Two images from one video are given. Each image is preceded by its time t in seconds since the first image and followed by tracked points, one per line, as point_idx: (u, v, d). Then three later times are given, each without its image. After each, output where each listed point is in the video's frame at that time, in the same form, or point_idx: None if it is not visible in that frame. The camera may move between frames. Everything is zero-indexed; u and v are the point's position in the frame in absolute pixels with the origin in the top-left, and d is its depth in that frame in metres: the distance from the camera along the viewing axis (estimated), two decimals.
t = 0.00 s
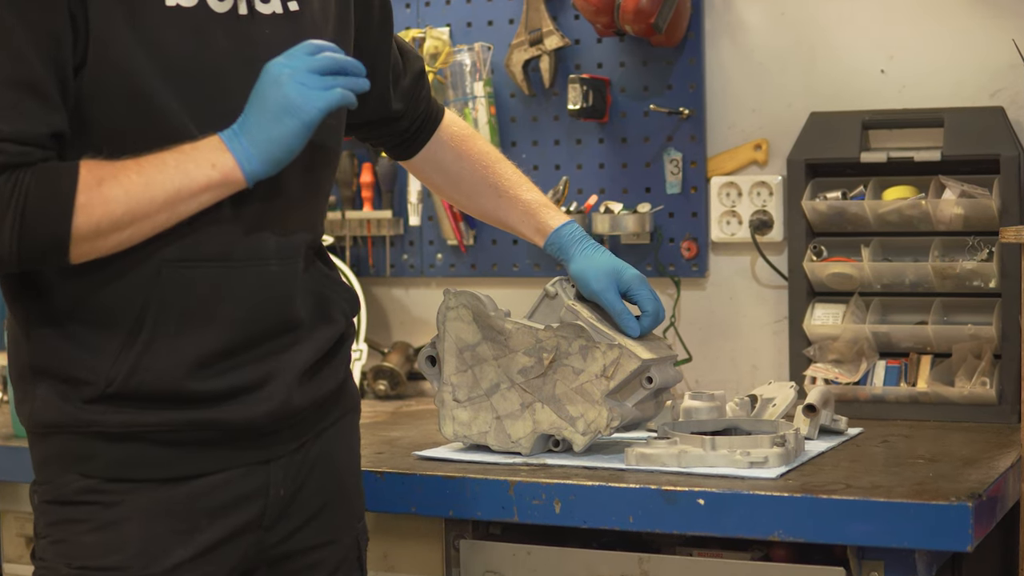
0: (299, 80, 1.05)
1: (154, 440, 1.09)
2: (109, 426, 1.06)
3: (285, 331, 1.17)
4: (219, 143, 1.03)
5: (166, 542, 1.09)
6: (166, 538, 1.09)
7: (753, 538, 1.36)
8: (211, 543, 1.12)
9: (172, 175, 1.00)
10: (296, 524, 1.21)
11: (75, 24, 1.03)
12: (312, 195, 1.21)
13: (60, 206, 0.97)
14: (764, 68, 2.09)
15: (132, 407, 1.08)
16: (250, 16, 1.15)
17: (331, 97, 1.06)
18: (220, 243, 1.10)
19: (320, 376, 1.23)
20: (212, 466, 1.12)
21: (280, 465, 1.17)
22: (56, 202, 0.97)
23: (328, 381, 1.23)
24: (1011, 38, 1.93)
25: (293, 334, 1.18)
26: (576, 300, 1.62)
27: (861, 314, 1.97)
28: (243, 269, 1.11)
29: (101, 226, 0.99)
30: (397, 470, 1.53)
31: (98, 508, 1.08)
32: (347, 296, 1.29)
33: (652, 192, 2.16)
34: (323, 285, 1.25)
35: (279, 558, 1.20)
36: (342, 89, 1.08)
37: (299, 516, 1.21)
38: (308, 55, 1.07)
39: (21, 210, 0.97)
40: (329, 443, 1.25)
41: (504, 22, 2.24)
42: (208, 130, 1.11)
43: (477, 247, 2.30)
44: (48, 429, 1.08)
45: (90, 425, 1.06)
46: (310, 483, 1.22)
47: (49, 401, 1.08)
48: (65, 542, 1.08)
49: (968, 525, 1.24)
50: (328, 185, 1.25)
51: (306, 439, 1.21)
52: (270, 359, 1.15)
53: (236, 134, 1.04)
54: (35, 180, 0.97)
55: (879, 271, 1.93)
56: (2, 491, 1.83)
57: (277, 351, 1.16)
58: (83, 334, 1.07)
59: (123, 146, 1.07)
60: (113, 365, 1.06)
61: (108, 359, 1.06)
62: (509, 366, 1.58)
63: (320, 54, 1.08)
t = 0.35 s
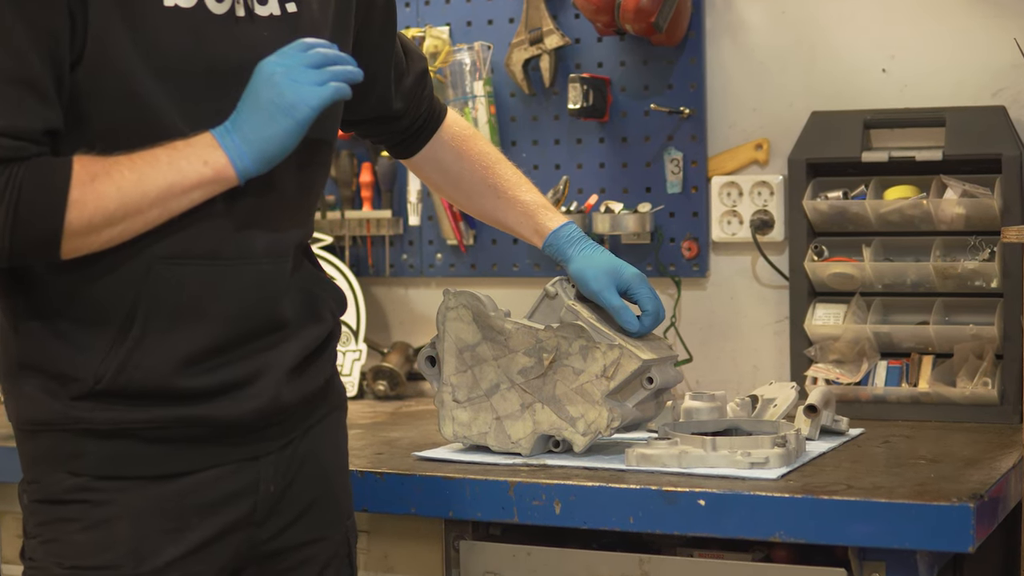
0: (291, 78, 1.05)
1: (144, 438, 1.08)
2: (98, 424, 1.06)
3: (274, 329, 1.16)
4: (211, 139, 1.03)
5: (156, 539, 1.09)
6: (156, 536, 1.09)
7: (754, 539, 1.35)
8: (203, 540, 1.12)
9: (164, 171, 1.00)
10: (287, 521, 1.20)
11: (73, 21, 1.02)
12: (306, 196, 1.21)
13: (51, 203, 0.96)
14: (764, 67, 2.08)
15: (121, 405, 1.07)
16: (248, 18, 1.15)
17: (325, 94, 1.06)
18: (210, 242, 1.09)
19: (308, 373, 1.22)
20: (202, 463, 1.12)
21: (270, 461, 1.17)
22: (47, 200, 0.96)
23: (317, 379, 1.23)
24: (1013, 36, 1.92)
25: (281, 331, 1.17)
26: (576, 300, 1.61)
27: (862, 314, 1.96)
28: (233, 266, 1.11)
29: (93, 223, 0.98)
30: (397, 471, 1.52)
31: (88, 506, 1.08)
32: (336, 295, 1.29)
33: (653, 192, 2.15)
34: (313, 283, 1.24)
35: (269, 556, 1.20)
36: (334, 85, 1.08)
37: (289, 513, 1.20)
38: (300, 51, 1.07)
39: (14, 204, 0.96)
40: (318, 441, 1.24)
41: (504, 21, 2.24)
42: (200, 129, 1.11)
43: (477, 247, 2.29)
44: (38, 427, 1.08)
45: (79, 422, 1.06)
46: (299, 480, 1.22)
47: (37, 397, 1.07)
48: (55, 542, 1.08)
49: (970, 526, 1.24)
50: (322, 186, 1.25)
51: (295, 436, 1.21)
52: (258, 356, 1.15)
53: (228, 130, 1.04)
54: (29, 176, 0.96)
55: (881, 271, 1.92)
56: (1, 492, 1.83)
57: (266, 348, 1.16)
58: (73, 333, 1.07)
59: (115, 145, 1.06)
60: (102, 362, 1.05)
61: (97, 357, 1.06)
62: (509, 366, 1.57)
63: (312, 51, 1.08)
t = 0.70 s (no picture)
0: (288, 74, 1.04)
1: (128, 434, 1.08)
2: (82, 419, 1.05)
3: (262, 328, 1.15)
4: (208, 135, 1.03)
5: (136, 535, 1.08)
6: (134, 533, 1.08)
7: (754, 540, 1.35)
8: (185, 537, 1.11)
9: (162, 168, 1.00)
10: (272, 523, 1.19)
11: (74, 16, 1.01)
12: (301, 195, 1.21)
13: (42, 196, 0.96)
14: (765, 66, 2.08)
15: (106, 398, 1.07)
16: (248, 16, 1.14)
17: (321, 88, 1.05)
18: (197, 240, 1.09)
19: (297, 374, 1.21)
20: (186, 460, 1.11)
21: (255, 460, 1.16)
22: (37, 193, 0.95)
23: (305, 379, 1.22)
24: (1015, 36, 1.92)
25: (269, 331, 1.17)
26: (576, 301, 1.61)
27: (863, 314, 1.96)
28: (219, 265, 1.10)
29: (89, 217, 0.98)
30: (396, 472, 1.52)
31: (68, 501, 1.07)
32: (326, 297, 1.28)
33: (653, 191, 2.14)
34: (302, 284, 1.24)
35: (253, 557, 1.19)
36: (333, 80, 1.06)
37: (276, 514, 1.20)
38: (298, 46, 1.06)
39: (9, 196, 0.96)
40: (307, 441, 1.24)
41: (504, 20, 2.23)
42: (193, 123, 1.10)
43: (476, 247, 2.29)
44: (25, 420, 1.08)
45: (63, 417, 1.06)
46: (286, 482, 1.21)
47: (24, 390, 1.07)
48: (33, 534, 1.08)
49: (972, 527, 1.23)
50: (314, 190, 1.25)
51: (282, 436, 1.20)
52: (244, 355, 1.14)
53: (225, 128, 1.04)
54: (25, 169, 0.95)
55: (882, 271, 1.91)
56: None
57: (254, 347, 1.15)
58: (62, 323, 1.06)
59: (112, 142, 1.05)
60: (88, 355, 1.05)
61: (84, 349, 1.05)
62: (509, 366, 1.57)
63: (310, 48, 1.06)
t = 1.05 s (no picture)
0: (324, 156, 1.12)
1: (126, 439, 1.07)
2: (80, 425, 1.05)
3: (261, 329, 1.14)
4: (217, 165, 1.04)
5: (136, 540, 1.08)
6: (135, 538, 1.07)
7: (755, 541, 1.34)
8: (185, 542, 1.10)
9: (162, 194, 1.00)
10: (274, 527, 1.19)
11: (60, 17, 1.01)
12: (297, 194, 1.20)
13: (37, 206, 0.95)
14: (766, 66, 2.07)
15: (104, 406, 1.06)
16: (239, 15, 1.14)
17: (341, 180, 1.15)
18: (194, 242, 1.08)
19: (297, 376, 1.20)
20: (185, 466, 1.10)
21: (256, 464, 1.16)
22: (31, 202, 0.95)
23: (306, 382, 1.21)
24: (1016, 34, 1.91)
25: (270, 333, 1.16)
26: (576, 301, 1.60)
27: (865, 314, 1.95)
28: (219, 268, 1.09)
29: (81, 234, 0.97)
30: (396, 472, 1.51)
31: (67, 506, 1.06)
32: (328, 296, 1.28)
33: (654, 191, 2.13)
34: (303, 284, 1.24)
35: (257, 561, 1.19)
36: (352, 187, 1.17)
37: (278, 518, 1.19)
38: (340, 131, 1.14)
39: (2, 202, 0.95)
40: (308, 444, 1.23)
41: (504, 19, 2.22)
42: (189, 121, 1.09)
43: (476, 247, 2.28)
44: (23, 426, 1.07)
45: (61, 422, 1.05)
46: (288, 486, 1.20)
47: (23, 397, 1.07)
48: (33, 539, 1.07)
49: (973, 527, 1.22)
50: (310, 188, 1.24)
51: (284, 439, 1.19)
52: (244, 359, 1.13)
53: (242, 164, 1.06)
54: (20, 179, 0.95)
55: (884, 271, 1.91)
56: None
57: (254, 350, 1.14)
58: (58, 331, 1.06)
59: (104, 142, 1.05)
60: (86, 361, 1.04)
61: (81, 356, 1.04)
62: (509, 366, 1.56)
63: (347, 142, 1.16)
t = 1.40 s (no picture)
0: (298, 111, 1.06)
1: (125, 442, 1.07)
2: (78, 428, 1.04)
3: (259, 328, 1.13)
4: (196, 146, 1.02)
5: (135, 544, 1.07)
6: (135, 542, 1.07)
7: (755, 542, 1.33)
8: (187, 546, 1.09)
9: (141, 180, 0.99)
10: (279, 529, 1.17)
11: (37, 20, 1.01)
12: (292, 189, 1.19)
13: (18, 206, 0.95)
14: (767, 65, 2.06)
15: (105, 406, 1.06)
16: (224, 10, 1.12)
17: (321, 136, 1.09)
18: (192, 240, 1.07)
19: (299, 376, 1.19)
20: (184, 469, 1.09)
21: (259, 467, 1.14)
22: (14, 201, 0.95)
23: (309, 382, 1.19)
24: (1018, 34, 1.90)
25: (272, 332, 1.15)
26: (576, 301, 1.59)
27: (866, 314, 1.95)
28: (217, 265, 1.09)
29: (61, 229, 0.97)
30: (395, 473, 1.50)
31: (67, 509, 1.06)
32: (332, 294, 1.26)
33: (654, 191, 2.13)
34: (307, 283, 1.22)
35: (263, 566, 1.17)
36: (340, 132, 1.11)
37: (283, 521, 1.18)
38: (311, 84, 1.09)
39: None
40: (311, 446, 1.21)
41: (504, 18, 2.22)
42: (177, 119, 1.09)
43: (476, 247, 2.27)
44: (23, 430, 1.07)
45: (60, 427, 1.04)
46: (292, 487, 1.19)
47: (23, 402, 1.06)
48: (34, 544, 1.07)
49: (975, 528, 1.21)
50: (307, 186, 1.23)
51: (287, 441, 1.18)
52: (244, 358, 1.12)
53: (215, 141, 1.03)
54: None
55: (885, 271, 1.90)
56: None
57: (253, 349, 1.13)
58: (53, 336, 1.06)
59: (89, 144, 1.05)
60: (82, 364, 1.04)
61: (75, 360, 1.04)
62: (509, 366, 1.55)
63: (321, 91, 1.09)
